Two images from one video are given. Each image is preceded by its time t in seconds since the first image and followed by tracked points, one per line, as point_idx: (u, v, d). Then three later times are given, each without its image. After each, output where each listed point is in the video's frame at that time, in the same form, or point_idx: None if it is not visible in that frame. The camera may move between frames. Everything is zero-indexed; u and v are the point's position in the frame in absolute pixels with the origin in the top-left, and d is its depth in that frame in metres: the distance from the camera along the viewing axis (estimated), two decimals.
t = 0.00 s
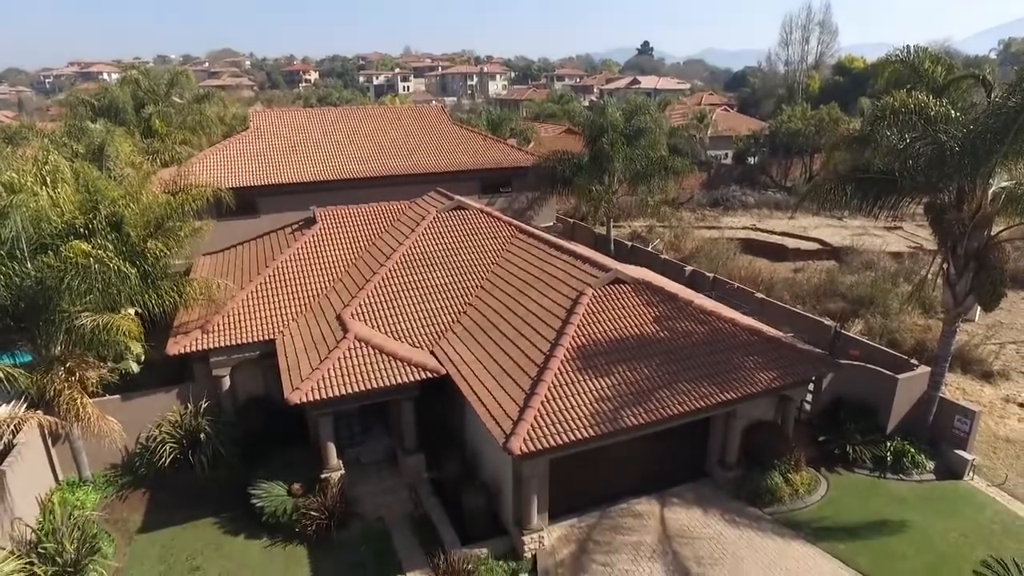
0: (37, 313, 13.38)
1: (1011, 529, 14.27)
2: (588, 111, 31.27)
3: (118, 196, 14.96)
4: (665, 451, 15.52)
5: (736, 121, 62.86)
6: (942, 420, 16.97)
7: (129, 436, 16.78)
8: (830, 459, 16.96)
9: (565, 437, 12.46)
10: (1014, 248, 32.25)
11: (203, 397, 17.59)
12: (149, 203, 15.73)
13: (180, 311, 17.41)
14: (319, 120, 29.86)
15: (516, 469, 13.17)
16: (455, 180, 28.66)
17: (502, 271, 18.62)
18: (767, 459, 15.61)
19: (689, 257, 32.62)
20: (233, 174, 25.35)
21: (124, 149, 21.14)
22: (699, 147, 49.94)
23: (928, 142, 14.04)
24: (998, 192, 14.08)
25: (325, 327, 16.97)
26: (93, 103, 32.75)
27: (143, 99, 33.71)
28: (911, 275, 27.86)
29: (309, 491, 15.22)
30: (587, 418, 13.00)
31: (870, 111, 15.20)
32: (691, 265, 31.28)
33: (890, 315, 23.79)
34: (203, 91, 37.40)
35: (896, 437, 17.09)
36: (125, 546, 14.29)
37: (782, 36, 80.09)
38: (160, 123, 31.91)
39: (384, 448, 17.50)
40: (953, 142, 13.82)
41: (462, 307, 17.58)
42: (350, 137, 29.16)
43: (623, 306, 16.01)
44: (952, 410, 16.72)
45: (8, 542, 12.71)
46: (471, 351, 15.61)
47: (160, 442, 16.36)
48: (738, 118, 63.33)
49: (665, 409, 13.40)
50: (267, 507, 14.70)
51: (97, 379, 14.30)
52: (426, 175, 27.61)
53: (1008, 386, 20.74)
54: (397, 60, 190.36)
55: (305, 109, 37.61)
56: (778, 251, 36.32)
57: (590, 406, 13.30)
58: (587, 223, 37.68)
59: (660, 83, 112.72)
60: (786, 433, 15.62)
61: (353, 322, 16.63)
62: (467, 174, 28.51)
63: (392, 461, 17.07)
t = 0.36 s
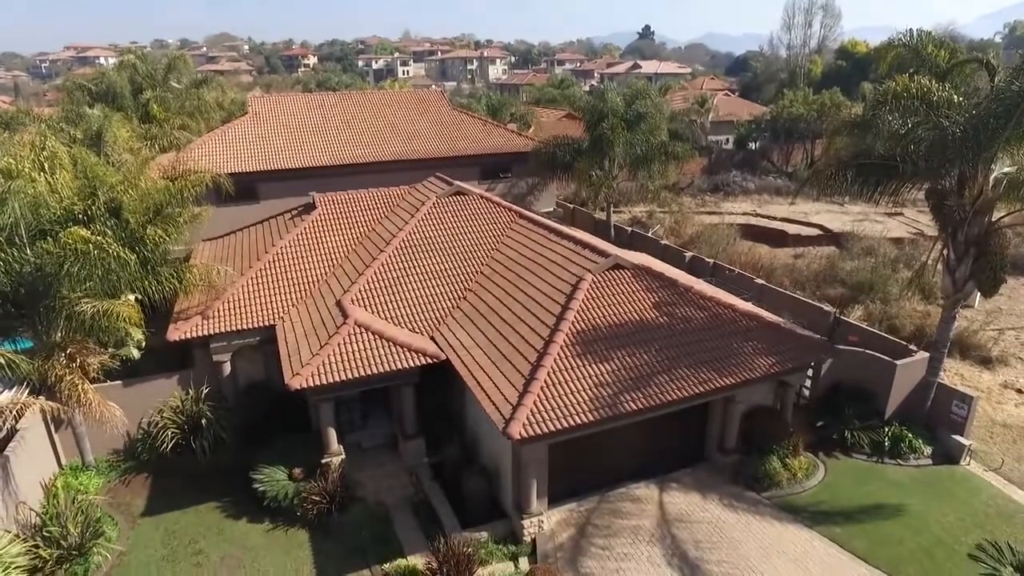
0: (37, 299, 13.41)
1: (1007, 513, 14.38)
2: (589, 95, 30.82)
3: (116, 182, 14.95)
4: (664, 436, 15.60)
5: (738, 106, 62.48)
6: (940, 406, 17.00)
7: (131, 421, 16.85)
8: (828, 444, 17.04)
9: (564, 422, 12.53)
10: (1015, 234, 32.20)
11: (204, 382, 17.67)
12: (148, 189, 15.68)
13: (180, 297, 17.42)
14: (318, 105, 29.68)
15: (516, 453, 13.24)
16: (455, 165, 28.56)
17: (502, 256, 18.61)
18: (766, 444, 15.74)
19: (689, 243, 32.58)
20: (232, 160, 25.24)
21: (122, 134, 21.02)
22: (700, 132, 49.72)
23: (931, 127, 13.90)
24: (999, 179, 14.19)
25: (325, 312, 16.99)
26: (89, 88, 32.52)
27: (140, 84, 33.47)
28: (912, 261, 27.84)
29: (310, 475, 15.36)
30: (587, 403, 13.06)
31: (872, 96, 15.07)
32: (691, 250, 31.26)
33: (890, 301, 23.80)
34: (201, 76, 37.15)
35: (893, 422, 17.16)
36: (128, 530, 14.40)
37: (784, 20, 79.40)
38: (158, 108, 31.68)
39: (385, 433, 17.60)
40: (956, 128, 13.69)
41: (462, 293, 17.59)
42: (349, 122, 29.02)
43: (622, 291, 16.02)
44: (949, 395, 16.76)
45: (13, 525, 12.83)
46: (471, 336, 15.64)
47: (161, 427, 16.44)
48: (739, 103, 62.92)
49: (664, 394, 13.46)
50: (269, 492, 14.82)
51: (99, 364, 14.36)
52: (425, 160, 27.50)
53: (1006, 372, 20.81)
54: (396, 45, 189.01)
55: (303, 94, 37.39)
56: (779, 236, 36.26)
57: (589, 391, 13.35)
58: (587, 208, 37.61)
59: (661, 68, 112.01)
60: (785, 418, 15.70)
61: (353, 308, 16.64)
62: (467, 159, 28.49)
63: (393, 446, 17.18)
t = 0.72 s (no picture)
0: (38, 285, 13.43)
1: (1003, 496, 14.50)
2: (589, 79, 30.36)
3: (115, 167, 14.88)
4: (664, 420, 15.68)
5: (739, 89, 62.09)
6: (938, 390, 17.08)
7: (133, 406, 16.91)
8: (827, 429, 17.14)
9: (564, 407, 12.59)
10: (1016, 219, 32.13)
11: (205, 368, 17.73)
12: (147, 174, 15.64)
13: (180, 283, 17.42)
14: (316, 89, 29.47)
15: (516, 437, 13.32)
16: (455, 150, 28.45)
17: (502, 241, 18.59)
18: (765, 429, 15.82)
19: (690, 228, 32.52)
20: (231, 144, 25.12)
21: (119, 118, 20.87)
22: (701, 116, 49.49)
23: (933, 112, 13.74)
24: (1001, 164, 13.98)
25: (326, 297, 17.00)
26: (86, 72, 32.24)
27: (137, 68, 33.20)
28: (912, 246, 27.81)
29: (312, 459, 15.49)
30: (587, 387, 13.12)
31: (875, 80, 14.92)
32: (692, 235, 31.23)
33: (889, 286, 23.82)
34: (199, 59, 36.85)
35: (892, 407, 17.23)
36: (131, 513, 14.52)
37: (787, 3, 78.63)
38: (156, 92, 31.42)
39: (386, 418, 17.68)
40: (958, 113, 13.55)
41: (462, 278, 17.58)
42: (348, 107, 28.83)
43: (622, 276, 16.02)
44: (948, 380, 16.82)
45: (19, 508, 12.95)
46: (472, 321, 15.67)
47: (163, 412, 16.50)
48: (741, 87, 62.46)
49: (664, 379, 13.51)
50: (270, 476, 14.93)
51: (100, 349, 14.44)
52: (425, 145, 27.38)
53: (1004, 357, 20.88)
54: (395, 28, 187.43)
55: (302, 78, 37.12)
56: (779, 221, 36.21)
57: (590, 375, 13.40)
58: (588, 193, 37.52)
59: (662, 51, 111.22)
60: (784, 403, 15.77)
61: (353, 293, 16.65)
62: (466, 143, 28.39)
63: (394, 430, 17.26)
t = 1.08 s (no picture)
0: (39, 272, 13.40)
1: (1000, 482, 14.61)
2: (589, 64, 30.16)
3: (115, 153, 14.81)
4: (664, 406, 15.74)
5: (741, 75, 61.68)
6: (938, 376, 17.13)
7: (136, 392, 16.97)
8: (826, 415, 17.22)
9: (565, 392, 12.65)
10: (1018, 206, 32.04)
11: (207, 354, 17.75)
12: (146, 160, 15.58)
13: (181, 270, 17.41)
14: (316, 74, 29.28)
15: (517, 423, 13.40)
16: (456, 135, 28.33)
17: (503, 227, 18.56)
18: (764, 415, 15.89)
19: (691, 214, 32.44)
20: (230, 130, 25.01)
21: (118, 104, 20.76)
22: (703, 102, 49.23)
23: (936, 98, 13.64)
24: (1005, 150, 14.03)
25: (327, 284, 17.01)
26: (83, 58, 32.01)
27: (135, 54, 32.96)
28: (914, 232, 27.77)
29: (314, 445, 15.53)
30: (588, 373, 13.17)
31: (878, 66, 14.81)
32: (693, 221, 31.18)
33: (890, 273, 23.83)
34: (197, 45, 36.61)
35: (892, 393, 17.30)
36: (135, 498, 14.63)
37: None
38: (154, 78, 31.23)
39: (387, 404, 17.76)
40: (962, 98, 13.44)
41: (463, 264, 17.58)
42: (348, 92, 28.68)
43: (624, 262, 16.01)
44: (947, 366, 16.88)
45: (24, 493, 13.05)
46: (473, 307, 15.69)
47: (166, 398, 16.55)
48: (743, 72, 62.04)
49: (665, 365, 13.56)
50: (273, 461, 15.02)
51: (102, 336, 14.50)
52: (425, 130, 27.27)
53: (1004, 344, 20.92)
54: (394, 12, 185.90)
55: (301, 63, 36.89)
56: (780, 207, 36.14)
57: (590, 361, 13.45)
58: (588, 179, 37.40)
59: (663, 36, 110.43)
60: (784, 389, 15.83)
61: (354, 279, 16.65)
62: (466, 129, 28.31)
63: (395, 416, 17.35)
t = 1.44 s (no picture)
0: (40, 258, 13.41)
1: (998, 467, 14.70)
2: (590, 49, 29.96)
3: (114, 139, 14.73)
4: (666, 392, 15.80)
5: (743, 60, 61.27)
6: (938, 362, 17.18)
7: (139, 378, 17.03)
8: (826, 400, 17.31)
9: (566, 377, 12.70)
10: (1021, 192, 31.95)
11: (208, 340, 17.81)
12: (146, 145, 15.52)
13: (182, 256, 17.41)
14: (315, 59, 29.07)
15: (519, 408, 13.46)
16: (456, 120, 28.19)
17: (504, 212, 18.53)
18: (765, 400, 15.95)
19: (692, 200, 32.34)
20: (230, 115, 24.87)
21: (116, 89, 20.60)
22: (704, 87, 48.96)
23: (941, 83, 13.54)
24: (1009, 135, 13.89)
25: (328, 270, 17.00)
26: (80, 42, 31.68)
27: (133, 38, 32.66)
28: (915, 219, 27.73)
29: (316, 430, 15.59)
30: (589, 359, 13.21)
31: (882, 50, 14.66)
32: (694, 207, 31.10)
33: (891, 260, 23.82)
34: (195, 29, 36.31)
35: (892, 379, 17.37)
36: (139, 483, 14.73)
37: None
38: (152, 62, 30.96)
39: (389, 389, 17.84)
40: (967, 84, 13.34)
41: (464, 250, 17.56)
42: (348, 77, 28.49)
43: (625, 248, 16.00)
44: (948, 352, 16.92)
45: (29, 478, 13.14)
46: (475, 292, 15.70)
47: (168, 384, 16.63)
48: (745, 57, 61.60)
49: (666, 351, 13.60)
50: (275, 446, 15.11)
51: (104, 322, 14.61)
52: (426, 116, 27.12)
53: (1004, 330, 20.96)
54: None
55: (300, 48, 36.57)
56: (782, 193, 36.04)
57: (592, 347, 13.49)
58: (589, 164, 37.24)
59: (665, 21, 109.55)
60: (784, 375, 15.89)
61: (355, 265, 16.65)
62: (467, 114, 28.15)
63: (397, 402, 17.43)
